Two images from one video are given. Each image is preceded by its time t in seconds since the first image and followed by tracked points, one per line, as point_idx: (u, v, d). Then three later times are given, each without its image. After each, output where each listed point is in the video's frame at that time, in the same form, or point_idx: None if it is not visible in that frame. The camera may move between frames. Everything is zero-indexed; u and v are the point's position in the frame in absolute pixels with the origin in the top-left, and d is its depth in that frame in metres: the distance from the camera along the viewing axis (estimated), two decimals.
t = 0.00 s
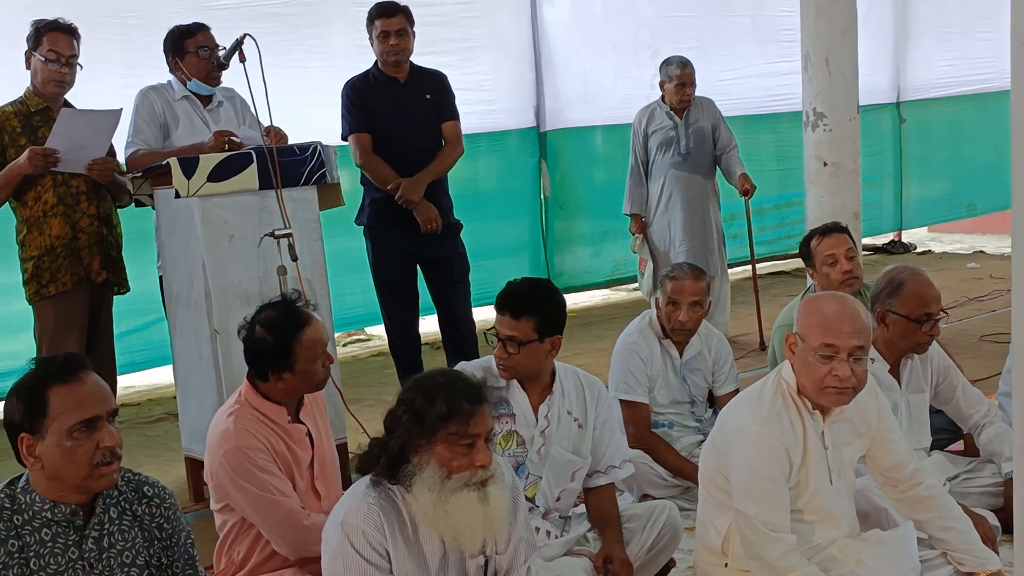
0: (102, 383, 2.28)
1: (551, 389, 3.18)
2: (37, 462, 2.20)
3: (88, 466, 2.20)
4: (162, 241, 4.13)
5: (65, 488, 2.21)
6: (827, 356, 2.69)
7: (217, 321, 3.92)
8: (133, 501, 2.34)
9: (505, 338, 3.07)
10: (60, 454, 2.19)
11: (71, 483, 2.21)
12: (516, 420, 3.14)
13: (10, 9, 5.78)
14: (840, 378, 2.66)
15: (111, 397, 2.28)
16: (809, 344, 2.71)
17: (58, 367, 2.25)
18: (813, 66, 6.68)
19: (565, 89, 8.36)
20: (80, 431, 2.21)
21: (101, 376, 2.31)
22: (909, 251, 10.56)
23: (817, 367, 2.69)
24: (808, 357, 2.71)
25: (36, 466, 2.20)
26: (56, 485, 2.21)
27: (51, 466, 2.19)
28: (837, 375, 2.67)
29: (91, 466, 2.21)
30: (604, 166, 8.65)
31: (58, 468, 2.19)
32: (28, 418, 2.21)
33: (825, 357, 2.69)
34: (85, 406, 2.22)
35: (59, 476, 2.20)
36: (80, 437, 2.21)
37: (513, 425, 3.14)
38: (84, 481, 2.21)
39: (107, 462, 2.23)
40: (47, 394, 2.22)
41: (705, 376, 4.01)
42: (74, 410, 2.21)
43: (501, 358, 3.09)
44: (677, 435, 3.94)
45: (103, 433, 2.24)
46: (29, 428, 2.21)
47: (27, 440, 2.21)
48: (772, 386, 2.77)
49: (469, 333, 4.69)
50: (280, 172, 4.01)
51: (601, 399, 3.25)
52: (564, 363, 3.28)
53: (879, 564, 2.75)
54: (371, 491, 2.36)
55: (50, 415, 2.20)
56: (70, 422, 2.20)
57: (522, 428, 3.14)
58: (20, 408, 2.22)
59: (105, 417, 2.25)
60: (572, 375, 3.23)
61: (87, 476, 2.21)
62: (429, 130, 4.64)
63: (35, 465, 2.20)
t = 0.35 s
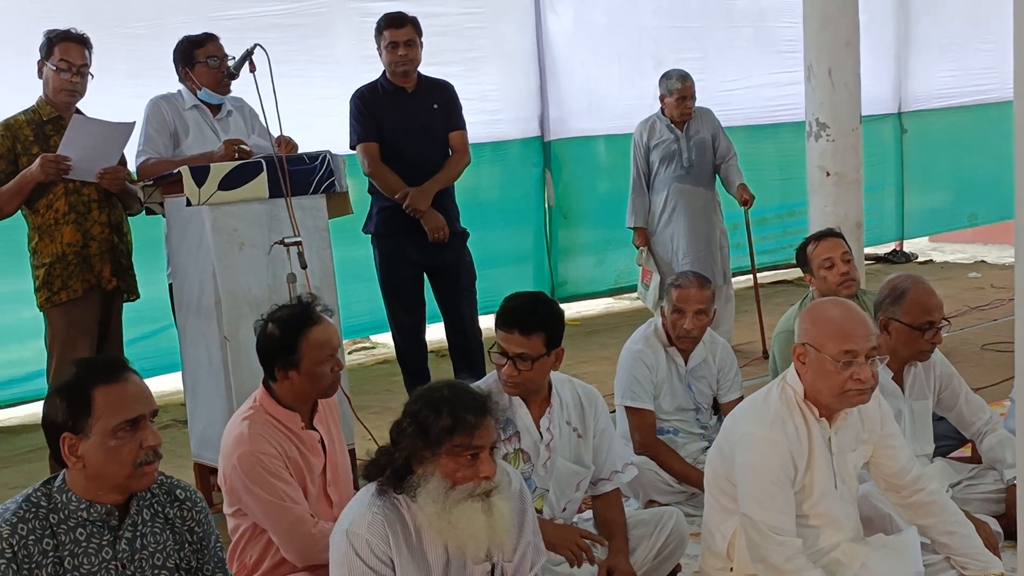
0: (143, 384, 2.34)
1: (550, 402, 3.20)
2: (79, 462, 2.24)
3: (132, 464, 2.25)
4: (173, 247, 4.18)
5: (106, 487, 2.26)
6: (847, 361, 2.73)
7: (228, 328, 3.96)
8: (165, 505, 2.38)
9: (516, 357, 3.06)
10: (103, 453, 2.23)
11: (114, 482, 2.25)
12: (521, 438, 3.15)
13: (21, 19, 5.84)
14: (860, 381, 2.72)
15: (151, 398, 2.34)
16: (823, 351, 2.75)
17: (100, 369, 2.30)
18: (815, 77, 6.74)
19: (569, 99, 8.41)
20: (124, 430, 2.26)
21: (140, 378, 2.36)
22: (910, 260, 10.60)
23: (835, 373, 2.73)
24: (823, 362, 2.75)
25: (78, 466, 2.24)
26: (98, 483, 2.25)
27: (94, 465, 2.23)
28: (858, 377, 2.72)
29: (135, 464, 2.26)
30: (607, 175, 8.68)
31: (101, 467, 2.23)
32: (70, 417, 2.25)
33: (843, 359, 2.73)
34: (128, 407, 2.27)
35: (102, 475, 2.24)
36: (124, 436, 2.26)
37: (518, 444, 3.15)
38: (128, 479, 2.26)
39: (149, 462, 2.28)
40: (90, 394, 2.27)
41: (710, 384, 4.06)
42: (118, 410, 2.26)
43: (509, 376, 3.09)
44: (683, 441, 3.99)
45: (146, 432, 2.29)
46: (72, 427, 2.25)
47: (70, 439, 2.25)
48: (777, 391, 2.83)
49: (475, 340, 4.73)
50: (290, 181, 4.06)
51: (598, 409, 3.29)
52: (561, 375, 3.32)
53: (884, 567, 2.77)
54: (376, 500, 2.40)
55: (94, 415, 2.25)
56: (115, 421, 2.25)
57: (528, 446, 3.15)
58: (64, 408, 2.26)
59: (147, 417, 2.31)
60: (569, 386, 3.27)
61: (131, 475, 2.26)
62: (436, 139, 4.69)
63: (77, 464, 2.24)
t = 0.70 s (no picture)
0: (163, 361, 2.43)
1: (545, 411, 3.19)
2: (114, 438, 2.30)
3: (167, 434, 2.34)
4: (181, 249, 4.22)
5: (142, 462, 2.33)
6: (853, 351, 2.79)
7: (234, 329, 4.00)
8: (183, 484, 2.46)
9: (544, 360, 3.05)
10: (139, 426, 2.31)
11: (148, 455, 2.32)
12: (524, 450, 3.11)
13: (30, 22, 5.89)
14: (863, 366, 2.78)
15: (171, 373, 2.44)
16: (829, 345, 2.80)
17: (123, 348, 2.38)
18: (816, 83, 6.78)
19: (570, 104, 8.46)
20: (154, 402, 2.35)
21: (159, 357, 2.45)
22: (910, 266, 10.64)
23: (842, 364, 2.79)
24: (830, 356, 2.80)
25: (112, 443, 2.30)
26: (132, 458, 2.32)
27: (128, 439, 2.30)
28: (862, 363, 2.79)
29: (168, 435, 2.34)
30: (608, 180, 8.72)
31: (136, 439, 2.30)
32: (101, 396, 2.32)
33: (845, 347, 2.79)
34: (155, 380, 2.36)
35: (137, 449, 2.31)
36: (155, 408, 2.35)
37: (522, 456, 3.11)
38: (162, 451, 2.33)
39: (181, 430, 2.37)
40: (117, 371, 2.34)
41: (711, 386, 4.10)
42: (147, 384, 2.35)
43: (545, 382, 3.05)
44: (685, 442, 4.03)
45: (174, 403, 2.39)
46: (104, 405, 2.31)
47: (103, 417, 2.31)
48: (772, 389, 2.87)
49: (478, 342, 4.77)
50: (296, 184, 4.08)
51: (588, 409, 3.32)
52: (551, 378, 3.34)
53: (883, 565, 2.81)
54: (372, 493, 2.42)
55: (126, 391, 2.32)
56: (147, 394, 2.34)
57: (533, 457, 3.12)
58: (95, 387, 2.33)
59: (172, 391, 2.41)
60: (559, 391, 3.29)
61: (165, 446, 2.34)
62: (440, 144, 4.73)
63: (111, 441, 2.30)
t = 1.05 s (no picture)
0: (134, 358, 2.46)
1: (544, 411, 3.22)
2: (90, 432, 2.32)
3: (143, 425, 2.38)
4: (185, 252, 4.27)
5: (117, 456, 2.35)
6: (844, 339, 2.86)
7: (236, 330, 4.03)
8: (158, 480, 2.48)
9: (544, 354, 3.09)
10: (116, 418, 2.34)
11: (126, 449, 2.35)
12: (525, 450, 3.15)
13: (34, 26, 5.94)
14: (855, 354, 2.85)
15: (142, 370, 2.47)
16: (821, 337, 2.86)
17: (96, 343, 2.41)
18: (814, 87, 6.82)
19: (571, 107, 8.51)
20: (131, 396, 2.38)
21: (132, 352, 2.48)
22: (908, 269, 10.68)
23: (836, 353, 2.85)
24: (823, 347, 2.86)
25: (89, 438, 2.32)
26: (111, 453, 2.34)
27: (107, 433, 2.33)
28: (854, 351, 2.86)
29: (145, 428, 2.38)
30: (608, 183, 8.76)
31: (114, 433, 2.33)
32: (77, 390, 2.34)
33: (837, 336, 2.86)
34: (131, 374, 2.40)
35: (115, 443, 2.34)
36: (131, 401, 2.38)
37: (524, 457, 3.15)
38: (139, 444, 2.37)
39: (154, 422, 2.41)
40: (92, 367, 2.37)
41: (710, 387, 4.14)
42: (124, 377, 2.38)
43: (547, 376, 3.09)
44: (683, 442, 4.07)
45: (150, 396, 2.42)
46: (80, 400, 2.33)
47: (79, 413, 2.33)
48: (762, 387, 2.93)
49: (479, 343, 4.80)
50: (299, 186, 4.13)
51: (589, 408, 3.37)
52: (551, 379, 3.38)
53: (877, 561, 2.87)
54: (377, 488, 2.47)
55: (102, 385, 2.35)
56: (123, 388, 2.37)
57: (533, 458, 3.16)
58: (70, 382, 2.35)
59: (144, 386, 2.44)
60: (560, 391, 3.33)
61: (142, 439, 2.37)
62: (442, 146, 4.77)
63: (88, 436, 2.32)
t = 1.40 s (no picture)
0: (97, 365, 2.46)
1: (548, 407, 3.27)
2: (42, 441, 2.33)
3: (96, 439, 2.36)
4: (184, 255, 4.30)
5: (72, 465, 2.36)
6: (837, 335, 2.92)
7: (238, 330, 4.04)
8: (124, 479, 2.50)
9: (549, 347, 3.13)
10: (69, 430, 2.34)
11: (77, 458, 2.35)
12: (530, 446, 3.18)
13: (37, 27, 5.97)
14: (849, 348, 2.93)
15: (104, 378, 2.46)
16: (816, 335, 2.92)
17: (54, 349, 2.41)
18: (813, 89, 6.86)
19: (571, 109, 8.54)
20: (85, 408, 2.37)
21: (94, 360, 2.48)
22: (906, 272, 10.71)
23: (830, 349, 2.91)
24: (818, 344, 2.92)
25: (40, 446, 2.34)
26: (62, 462, 2.35)
27: (57, 443, 2.33)
28: (848, 346, 2.93)
29: (98, 439, 2.37)
30: (607, 185, 8.79)
31: (66, 444, 2.33)
32: (31, 399, 2.35)
33: (831, 333, 2.92)
34: (89, 384, 2.39)
35: (64, 452, 2.34)
36: (86, 413, 2.37)
37: (528, 453, 3.18)
38: (90, 454, 2.36)
39: (111, 435, 2.39)
40: (49, 375, 2.38)
41: (709, 386, 4.17)
42: (78, 388, 2.38)
43: (551, 368, 3.13)
44: (681, 442, 4.10)
45: (106, 408, 2.41)
46: (33, 409, 2.35)
47: (31, 422, 2.34)
48: (756, 385, 2.98)
49: (479, 343, 4.83)
50: (300, 186, 4.14)
51: (591, 404, 3.40)
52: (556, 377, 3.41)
53: (873, 558, 2.91)
54: (384, 485, 2.50)
55: (55, 395, 2.35)
56: (77, 399, 2.36)
57: (538, 453, 3.19)
58: (24, 390, 2.35)
59: (104, 396, 2.43)
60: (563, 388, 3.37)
61: (94, 450, 2.36)
62: (443, 148, 4.81)
63: (39, 445, 2.33)
